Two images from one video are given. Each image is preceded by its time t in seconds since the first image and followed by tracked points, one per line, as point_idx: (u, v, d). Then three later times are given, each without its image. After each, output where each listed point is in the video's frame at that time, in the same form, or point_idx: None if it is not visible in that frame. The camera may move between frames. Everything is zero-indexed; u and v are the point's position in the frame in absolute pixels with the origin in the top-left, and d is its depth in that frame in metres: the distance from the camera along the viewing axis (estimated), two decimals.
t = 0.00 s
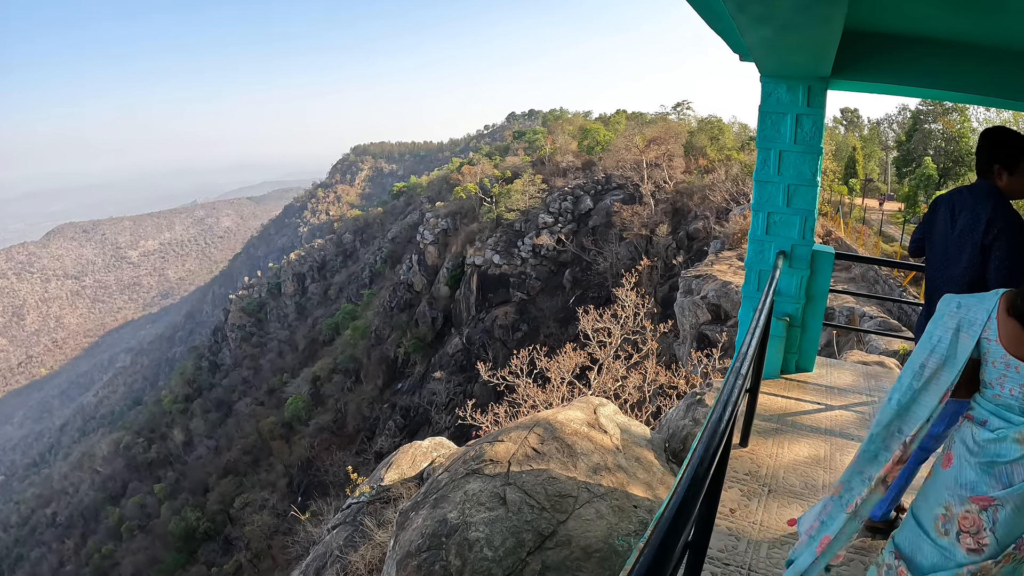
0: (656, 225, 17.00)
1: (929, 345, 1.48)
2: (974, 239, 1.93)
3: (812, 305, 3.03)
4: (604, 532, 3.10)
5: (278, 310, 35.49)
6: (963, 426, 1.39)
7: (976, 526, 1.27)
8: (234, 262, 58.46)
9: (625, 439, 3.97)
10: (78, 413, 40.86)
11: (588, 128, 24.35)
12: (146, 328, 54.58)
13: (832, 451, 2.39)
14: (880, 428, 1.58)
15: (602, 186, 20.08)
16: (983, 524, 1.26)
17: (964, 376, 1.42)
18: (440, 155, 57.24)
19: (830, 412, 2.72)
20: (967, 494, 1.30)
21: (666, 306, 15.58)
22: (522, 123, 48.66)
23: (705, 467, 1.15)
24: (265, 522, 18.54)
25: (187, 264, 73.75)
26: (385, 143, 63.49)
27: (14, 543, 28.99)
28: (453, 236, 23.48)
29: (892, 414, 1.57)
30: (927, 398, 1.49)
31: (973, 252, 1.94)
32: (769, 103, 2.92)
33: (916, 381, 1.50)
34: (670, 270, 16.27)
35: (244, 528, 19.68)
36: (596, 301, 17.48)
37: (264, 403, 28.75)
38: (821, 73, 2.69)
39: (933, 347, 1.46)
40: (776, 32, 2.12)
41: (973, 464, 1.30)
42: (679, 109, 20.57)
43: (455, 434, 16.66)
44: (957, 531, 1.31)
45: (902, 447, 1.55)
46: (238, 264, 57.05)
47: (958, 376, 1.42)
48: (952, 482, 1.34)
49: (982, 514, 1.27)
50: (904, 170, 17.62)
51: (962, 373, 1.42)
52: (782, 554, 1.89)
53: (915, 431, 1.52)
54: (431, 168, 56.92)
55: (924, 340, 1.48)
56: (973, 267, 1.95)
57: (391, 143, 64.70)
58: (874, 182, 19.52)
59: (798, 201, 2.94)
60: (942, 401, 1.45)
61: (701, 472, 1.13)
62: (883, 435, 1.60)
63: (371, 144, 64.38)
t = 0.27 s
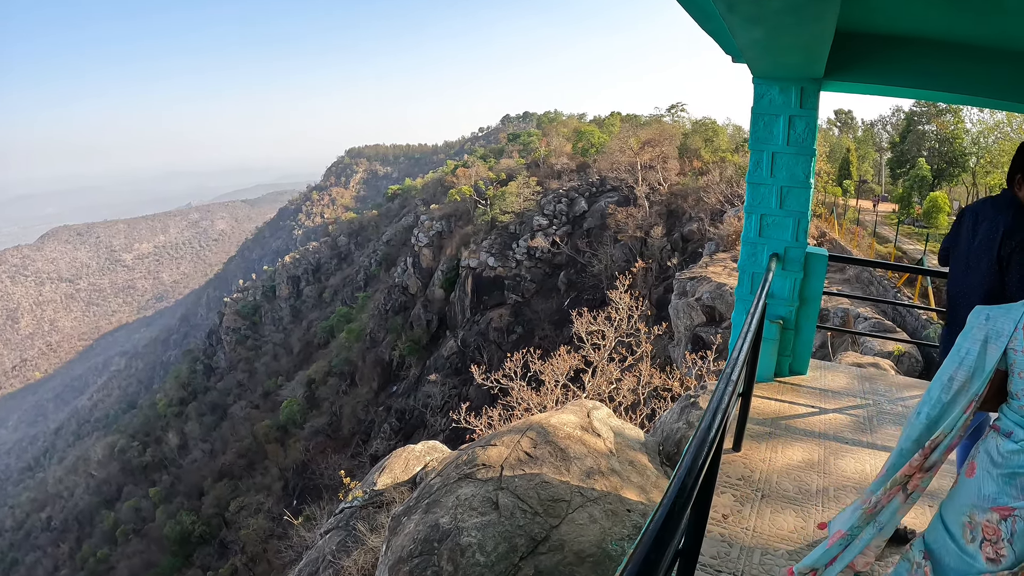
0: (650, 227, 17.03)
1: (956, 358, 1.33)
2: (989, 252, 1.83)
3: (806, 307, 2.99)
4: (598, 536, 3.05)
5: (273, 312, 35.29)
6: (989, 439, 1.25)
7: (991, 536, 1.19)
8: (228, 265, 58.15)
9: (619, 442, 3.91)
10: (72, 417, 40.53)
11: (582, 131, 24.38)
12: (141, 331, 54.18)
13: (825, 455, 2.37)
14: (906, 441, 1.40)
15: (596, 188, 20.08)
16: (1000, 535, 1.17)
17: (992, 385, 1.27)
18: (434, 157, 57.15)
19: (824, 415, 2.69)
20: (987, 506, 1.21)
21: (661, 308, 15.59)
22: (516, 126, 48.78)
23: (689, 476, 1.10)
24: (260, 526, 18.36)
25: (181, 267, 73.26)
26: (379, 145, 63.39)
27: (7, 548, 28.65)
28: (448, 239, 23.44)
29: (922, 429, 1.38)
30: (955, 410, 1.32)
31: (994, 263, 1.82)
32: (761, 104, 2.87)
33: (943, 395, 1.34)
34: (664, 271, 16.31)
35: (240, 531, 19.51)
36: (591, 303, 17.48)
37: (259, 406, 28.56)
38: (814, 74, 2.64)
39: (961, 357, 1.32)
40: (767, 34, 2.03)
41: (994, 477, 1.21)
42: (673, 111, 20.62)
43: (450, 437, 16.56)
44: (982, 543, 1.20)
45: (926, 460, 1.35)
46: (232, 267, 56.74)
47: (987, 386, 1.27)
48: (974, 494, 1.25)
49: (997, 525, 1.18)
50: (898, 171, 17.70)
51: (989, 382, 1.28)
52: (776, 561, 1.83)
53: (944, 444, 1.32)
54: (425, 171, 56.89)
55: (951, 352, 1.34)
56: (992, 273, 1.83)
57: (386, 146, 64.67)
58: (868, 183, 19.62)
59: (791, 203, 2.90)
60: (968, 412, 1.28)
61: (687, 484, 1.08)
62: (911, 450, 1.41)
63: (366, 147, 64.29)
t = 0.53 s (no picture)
0: (646, 229, 17.03)
1: (986, 366, 1.35)
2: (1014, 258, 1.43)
3: (799, 311, 2.97)
4: (591, 541, 2.99)
5: (268, 315, 35.15)
6: (1007, 444, 1.26)
7: (1001, 541, 1.19)
8: (224, 267, 57.93)
9: (612, 447, 3.86)
10: (67, 419, 40.25)
11: (577, 133, 24.38)
12: (136, 333, 53.87)
13: (819, 460, 2.33)
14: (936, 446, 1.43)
15: (592, 191, 20.08)
16: (1006, 539, 1.18)
17: (1017, 395, 1.29)
18: (429, 159, 57.07)
19: (819, 419, 2.65)
20: (998, 510, 1.22)
21: (657, 310, 15.59)
22: (511, 128, 48.87)
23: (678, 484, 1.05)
24: (255, 529, 18.22)
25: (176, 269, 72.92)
26: (375, 148, 63.33)
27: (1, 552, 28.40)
28: (444, 241, 23.40)
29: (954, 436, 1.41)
30: (981, 417, 1.34)
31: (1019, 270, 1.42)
32: (754, 106, 2.83)
33: (970, 403, 1.37)
34: (660, 273, 16.30)
35: (235, 534, 19.38)
36: (586, 305, 17.46)
37: (255, 408, 28.42)
38: (808, 75, 2.60)
39: (991, 365, 1.34)
40: (759, 34, 1.99)
41: (1006, 480, 1.22)
42: (669, 113, 20.67)
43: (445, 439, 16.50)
44: (991, 547, 1.22)
45: (952, 468, 1.37)
46: (228, 269, 56.52)
47: (1010, 391, 1.29)
48: (987, 498, 1.26)
49: (1005, 529, 1.19)
50: (893, 173, 17.76)
51: (1015, 390, 1.29)
52: (771, 566, 1.78)
53: (973, 450, 1.34)
54: (421, 173, 56.85)
55: (980, 362, 1.37)
56: (1020, 276, 1.42)
57: (382, 148, 64.66)
58: (863, 185, 19.70)
59: (785, 206, 2.86)
60: (993, 418, 1.30)
61: (676, 493, 1.02)
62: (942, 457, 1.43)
63: (362, 149, 64.24)
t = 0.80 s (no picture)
0: (642, 231, 17.03)
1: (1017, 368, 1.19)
2: None
3: (795, 313, 2.95)
4: (585, 544, 2.92)
5: (264, 316, 35.03)
6: None
7: (1005, 541, 1.09)
8: (219, 268, 57.71)
9: (607, 449, 3.80)
10: (62, 421, 40.03)
11: (573, 135, 24.39)
12: (132, 335, 53.60)
13: (815, 463, 2.30)
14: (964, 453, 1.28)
15: (588, 193, 20.09)
16: (1012, 540, 1.08)
17: None
18: (426, 160, 56.91)
19: (813, 422, 2.63)
20: (1006, 510, 1.11)
21: (652, 312, 15.59)
22: (507, 130, 48.94)
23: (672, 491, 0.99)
24: (251, 531, 18.09)
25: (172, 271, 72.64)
26: (371, 149, 63.29)
27: None
28: (440, 243, 23.36)
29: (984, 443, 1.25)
30: (1005, 420, 1.19)
31: None
32: (749, 108, 2.81)
33: (999, 408, 1.22)
34: (656, 275, 16.31)
35: (231, 537, 19.27)
36: (582, 307, 17.44)
37: (250, 410, 28.28)
38: (803, 77, 2.58)
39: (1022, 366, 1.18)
40: (753, 35, 1.95)
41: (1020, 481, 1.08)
42: (665, 115, 20.72)
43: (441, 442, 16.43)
44: (998, 548, 1.11)
45: (978, 476, 1.21)
46: (224, 270, 56.32)
47: None
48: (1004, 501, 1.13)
49: (1014, 530, 1.08)
50: (888, 175, 17.82)
51: None
52: (765, 572, 1.75)
53: (997, 458, 1.18)
54: (417, 174, 56.83)
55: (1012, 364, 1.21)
56: None
57: (378, 150, 64.64)
58: (858, 188, 19.77)
59: (780, 207, 2.84)
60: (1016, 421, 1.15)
61: (666, 501, 0.96)
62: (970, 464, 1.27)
63: (358, 150, 64.20)
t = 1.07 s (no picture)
0: (637, 233, 17.03)
1: None
2: None
3: (788, 316, 2.93)
4: (578, 548, 2.84)
5: (259, 318, 34.88)
6: None
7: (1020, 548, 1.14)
8: (215, 270, 57.48)
9: (601, 452, 3.73)
10: (57, 423, 39.75)
11: (569, 137, 24.38)
12: (127, 337, 53.25)
13: (809, 467, 2.28)
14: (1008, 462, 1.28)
15: (584, 195, 20.10)
16: None
17: None
18: (422, 162, 56.75)
19: (807, 426, 2.60)
20: None
21: (648, 314, 15.59)
22: (503, 132, 48.96)
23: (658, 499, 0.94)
24: (246, 533, 17.94)
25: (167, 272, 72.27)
26: (367, 151, 63.19)
27: None
28: (435, 244, 23.30)
29: None
30: None
31: None
32: (743, 110, 2.78)
33: None
34: (651, 278, 16.33)
35: (226, 539, 19.14)
36: (577, 309, 17.41)
37: (245, 412, 28.14)
38: (797, 79, 2.56)
39: None
40: (746, 37, 1.92)
41: None
42: (661, 117, 20.75)
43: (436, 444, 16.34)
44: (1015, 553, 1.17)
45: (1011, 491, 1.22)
46: (220, 272, 56.07)
47: None
48: None
49: None
50: (883, 177, 17.88)
51: None
52: None
53: None
54: (413, 176, 56.74)
55: None
56: None
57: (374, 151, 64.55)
58: (854, 189, 19.81)
59: (774, 210, 2.82)
60: None
61: (652, 509, 0.91)
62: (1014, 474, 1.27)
63: (354, 152, 64.11)
